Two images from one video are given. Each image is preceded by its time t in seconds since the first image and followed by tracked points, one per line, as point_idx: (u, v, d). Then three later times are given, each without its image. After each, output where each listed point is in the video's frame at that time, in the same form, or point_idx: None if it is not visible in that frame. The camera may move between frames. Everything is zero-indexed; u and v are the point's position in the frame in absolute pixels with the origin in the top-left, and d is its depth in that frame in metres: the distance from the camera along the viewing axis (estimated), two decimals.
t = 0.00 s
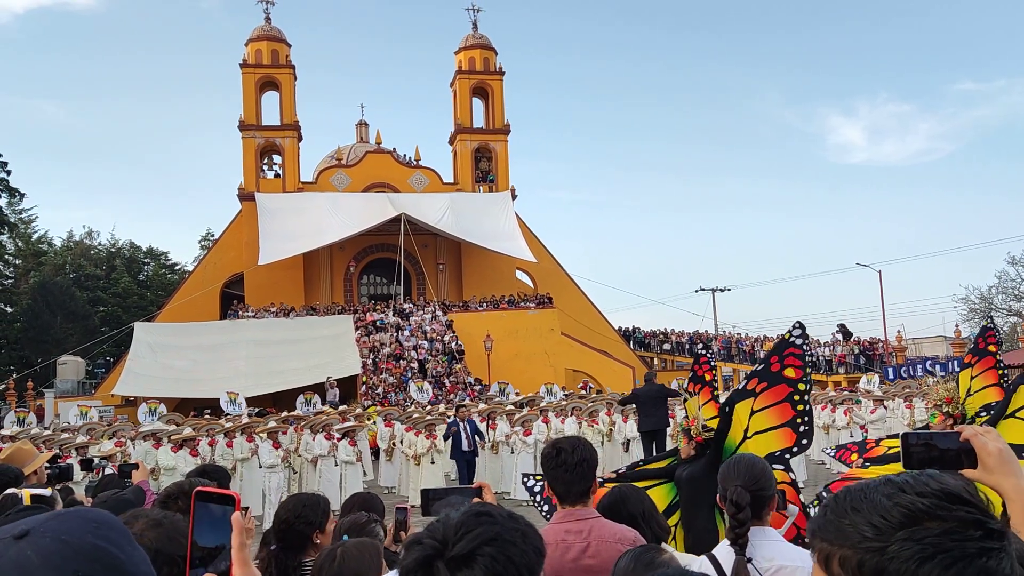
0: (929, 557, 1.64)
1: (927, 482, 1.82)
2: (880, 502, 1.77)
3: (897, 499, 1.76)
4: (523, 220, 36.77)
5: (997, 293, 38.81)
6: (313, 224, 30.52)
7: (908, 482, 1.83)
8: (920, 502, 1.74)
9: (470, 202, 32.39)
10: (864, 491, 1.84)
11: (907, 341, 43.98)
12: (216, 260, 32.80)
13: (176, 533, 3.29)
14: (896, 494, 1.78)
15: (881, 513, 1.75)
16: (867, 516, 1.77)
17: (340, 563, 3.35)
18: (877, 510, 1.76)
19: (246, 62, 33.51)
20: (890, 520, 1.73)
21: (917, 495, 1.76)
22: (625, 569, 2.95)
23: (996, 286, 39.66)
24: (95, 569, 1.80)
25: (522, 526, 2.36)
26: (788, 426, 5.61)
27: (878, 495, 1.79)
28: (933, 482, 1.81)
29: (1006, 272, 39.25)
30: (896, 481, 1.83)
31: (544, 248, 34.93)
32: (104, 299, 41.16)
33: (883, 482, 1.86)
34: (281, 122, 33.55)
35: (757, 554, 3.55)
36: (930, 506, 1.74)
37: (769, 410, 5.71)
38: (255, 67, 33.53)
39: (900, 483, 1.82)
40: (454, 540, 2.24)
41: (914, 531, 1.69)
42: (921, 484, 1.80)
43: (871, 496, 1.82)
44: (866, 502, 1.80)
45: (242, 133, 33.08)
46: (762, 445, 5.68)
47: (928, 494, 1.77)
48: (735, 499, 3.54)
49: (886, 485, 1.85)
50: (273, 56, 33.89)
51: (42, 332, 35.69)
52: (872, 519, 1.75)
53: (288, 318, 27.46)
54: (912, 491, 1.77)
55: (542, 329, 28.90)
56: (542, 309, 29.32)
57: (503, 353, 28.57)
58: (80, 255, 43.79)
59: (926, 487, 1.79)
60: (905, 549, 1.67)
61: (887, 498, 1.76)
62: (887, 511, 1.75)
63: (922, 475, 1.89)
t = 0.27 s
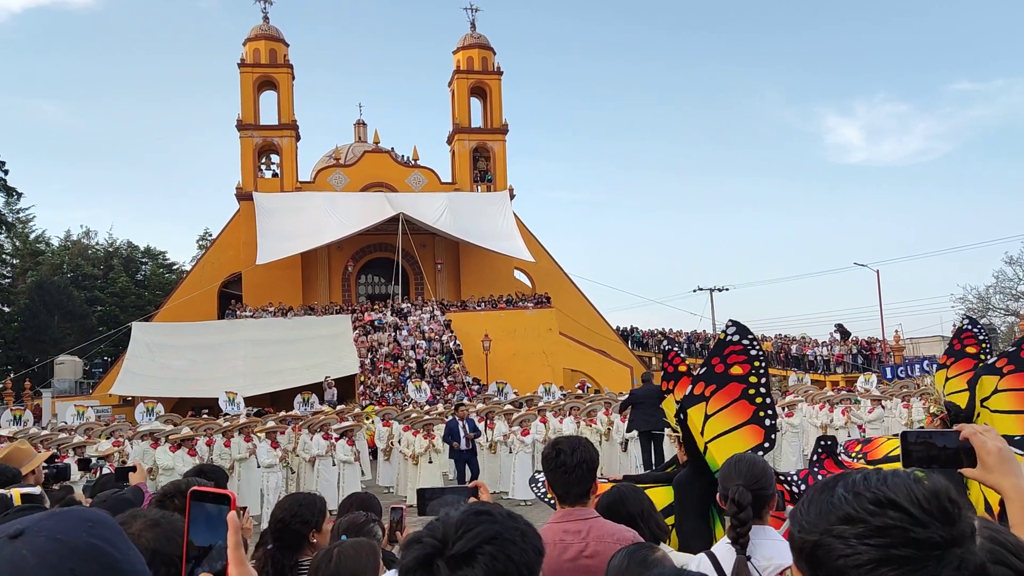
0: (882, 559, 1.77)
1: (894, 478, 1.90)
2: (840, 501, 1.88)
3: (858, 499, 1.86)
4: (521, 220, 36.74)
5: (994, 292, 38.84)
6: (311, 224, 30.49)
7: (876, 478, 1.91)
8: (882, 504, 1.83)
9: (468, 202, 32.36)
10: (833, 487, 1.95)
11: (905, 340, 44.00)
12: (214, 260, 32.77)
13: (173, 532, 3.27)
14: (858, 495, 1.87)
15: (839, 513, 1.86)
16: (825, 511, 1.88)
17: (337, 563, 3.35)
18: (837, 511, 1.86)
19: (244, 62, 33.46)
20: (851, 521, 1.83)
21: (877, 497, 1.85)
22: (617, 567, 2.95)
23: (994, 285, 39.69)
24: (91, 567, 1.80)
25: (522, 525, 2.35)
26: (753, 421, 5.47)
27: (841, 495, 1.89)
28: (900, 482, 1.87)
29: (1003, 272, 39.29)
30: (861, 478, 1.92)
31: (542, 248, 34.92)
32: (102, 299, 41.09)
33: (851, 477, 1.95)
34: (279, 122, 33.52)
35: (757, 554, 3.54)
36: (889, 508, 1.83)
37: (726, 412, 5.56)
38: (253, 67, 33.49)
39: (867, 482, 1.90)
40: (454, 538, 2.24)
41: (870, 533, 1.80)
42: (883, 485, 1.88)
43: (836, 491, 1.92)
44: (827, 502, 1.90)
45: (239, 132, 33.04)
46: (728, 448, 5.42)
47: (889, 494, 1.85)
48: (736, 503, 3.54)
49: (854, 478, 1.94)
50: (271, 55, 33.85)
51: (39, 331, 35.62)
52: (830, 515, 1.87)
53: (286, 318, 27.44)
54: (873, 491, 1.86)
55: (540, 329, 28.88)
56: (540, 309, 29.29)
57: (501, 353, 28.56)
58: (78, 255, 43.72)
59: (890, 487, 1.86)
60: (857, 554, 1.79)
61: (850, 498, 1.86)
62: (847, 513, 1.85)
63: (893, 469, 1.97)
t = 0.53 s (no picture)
0: (847, 561, 1.84)
1: (873, 483, 1.92)
2: (818, 501, 1.94)
3: (832, 502, 1.91)
4: (518, 219, 36.74)
5: (991, 291, 38.96)
6: (308, 223, 30.44)
7: (859, 481, 1.94)
8: (853, 510, 1.88)
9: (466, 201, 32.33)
10: (819, 485, 2.01)
11: (902, 339, 44.10)
12: (211, 259, 32.72)
13: (169, 531, 3.25)
14: (833, 498, 1.92)
15: (812, 514, 1.93)
16: (803, 508, 1.96)
17: (334, 562, 3.33)
18: (811, 513, 1.93)
19: (241, 61, 33.41)
20: (821, 523, 1.90)
21: (850, 501, 1.89)
22: (601, 567, 2.93)
23: (991, 284, 39.82)
24: (87, 565, 1.78)
25: (522, 523, 2.34)
26: (695, 439, 5.40)
27: (818, 496, 1.95)
28: (876, 489, 1.89)
29: (1000, 271, 39.40)
30: (845, 480, 1.96)
31: (540, 247, 34.92)
32: (98, 298, 40.98)
33: (835, 478, 2.00)
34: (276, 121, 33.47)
35: (754, 552, 3.53)
36: (860, 513, 1.87)
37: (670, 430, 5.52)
38: (250, 66, 33.44)
39: (847, 485, 1.94)
40: (454, 536, 2.22)
41: (836, 536, 1.87)
42: (860, 490, 1.91)
43: (819, 491, 1.98)
44: (806, 501, 1.97)
45: (236, 131, 32.99)
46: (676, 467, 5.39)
47: (862, 499, 1.89)
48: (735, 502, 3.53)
49: (840, 479, 1.99)
50: (268, 54, 33.81)
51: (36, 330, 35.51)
52: (805, 514, 1.95)
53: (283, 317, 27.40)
54: (849, 495, 1.90)
55: (538, 328, 28.86)
56: (538, 308, 29.27)
57: (499, 352, 28.54)
58: (75, 254, 43.59)
59: (865, 493, 1.89)
60: (825, 556, 1.86)
61: (824, 501, 1.92)
62: (820, 514, 1.91)
63: (879, 470, 1.99)
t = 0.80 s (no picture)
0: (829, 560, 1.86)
1: (863, 485, 1.93)
2: (808, 501, 1.96)
3: (820, 502, 1.93)
4: (516, 219, 36.72)
5: (988, 290, 38.98)
6: (306, 222, 30.44)
7: (848, 482, 1.95)
8: (839, 511, 1.90)
9: (464, 200, 32.31)
10: (813, 483, 2.03)
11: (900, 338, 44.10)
12: (209, 258, 32.71)
13: (166, 530, 3.25)
14: (821, 497, 1.94)
15: (802, 511, 1.95)
16: (795, 505, 1.99)
17: (332, 561, 3.34)
18: (800, 510, 1.95)
19: (239, 59, 33.37)
20: (808, 520, 1.92)
21: (836, 503, 1.91)
22: (597, 567, 2.94)
23: (989, 284, 39.84)
24: (85, 563, 1.79)
25: (522, 523, 2.35)
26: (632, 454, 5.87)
27: (809, 494, 1.98)
28: (863, 492, 1.90)
29: (998, 270, 39.42)
30: (835, 479, 1.97)
31: (538, 246, 34.92)
32: (96, 297, 40.95)
33: (829, 477, 2.01)
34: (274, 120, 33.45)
35: (752, 550, 3.53)
36: (845, 514, 1.89)
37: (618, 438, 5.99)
38: (248, 65, 33.40)
39: (836, 486, 1.95)
40: (455, 536, 2.23)
41: (819, 534, 1.89)
42: (847, 492, 1.92)
43: (811, 490, 2.00)
44: (798, 499, 2.00)
45: (234, 130, 32.96)
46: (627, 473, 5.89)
47: (847, 502, 1.90)
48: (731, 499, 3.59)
49: (833, 477, 2.00)
50: (266, 53, 33.79)
51: (33, 330, 35.46)
52: (795, 511, 1.98)
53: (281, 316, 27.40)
54: (837, 496, 1.92)
55: (535, 327, 28.85)
56: (536, 308, 29.25)
57: (496, 351, 28.55)
58: (72, 253, 43.56)
59: (852, 496, 1.90)
60: (813, 556, 1.88)
61: (811, 499, 1.95)
62: (806, 512, 1.94)
63: (873, 472, 1.99)
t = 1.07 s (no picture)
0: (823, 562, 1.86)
1: (860, 488, 1.92)
2: (806, 503, 1.96)
3: (818, 503, 1.93)
4: (514, 218, 36.72)
5: (986, 290, 39.04)
6: (304, 221, 30.42)
7: (847, 484, 1.94)
8: (835, 513, 1.89)
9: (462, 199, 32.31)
10: (815, 483, 2.02)
11: (898, 338, 44.16)
12: (207, 257, 32.68)
13: (165, 529, 3.25)
14: (819, 498, 1.94)
15: (800, 512, 1.96)
16: (794, 504, 2.00)
17: (330, 561, 3.34)
18: (797, 511, 1.95)
19: (237, 58, 33.33)
20: (805, 521, 1.93)
21: (832, 505, 1.91)
22: (602, 568, 2.94)
23: (986, 283, 39.89)
24: (84, 562, 1.79)
25: (521, 522, 2.35)
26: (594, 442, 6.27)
27: (807, 495, 1.98)
28: (859, 495, 1.89)
29: (996, 270, 39.47)
30: (834, 481, 1.96)
31: (536, 245, 34.93)
32: (94, 296, 40.91)
33: (830, 478, 2.00)
34: (273, 118, 33.42)
35: (748, 549, 3.54)
36: (839, 516, 1.89)
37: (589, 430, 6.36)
38: (246, 63, 33.36)
39: (835, 487, 1.94)
40: (454, 536, 2.23)
41: (815, 536, 1.90)
42: (843, 495, 1.92)
43: (812, 490, 2.00)
44: (798, 499, 2.00)
45: (232, 129, 32.93)
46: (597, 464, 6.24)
47: (843, 504, 1.90)
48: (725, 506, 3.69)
49: (833, 478, 1.99)
50: (264, 52, 33.76)
51: (30, 329, 35.41)
52: (793, 512, 1.98)
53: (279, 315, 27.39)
54: (833, 498, 1.92)
55: (534, 326, 28.85)
56: (534, 307, 29.26)
57: (495, 350, 28.56)
58: (70, 252, 43.52)
59: (848, 499, 1.90)
60: (807, 558, 1.89)
61: (809, 500, 1.95)
62: (803, 513, 1.94)
63: (873, 474, 1.98)
